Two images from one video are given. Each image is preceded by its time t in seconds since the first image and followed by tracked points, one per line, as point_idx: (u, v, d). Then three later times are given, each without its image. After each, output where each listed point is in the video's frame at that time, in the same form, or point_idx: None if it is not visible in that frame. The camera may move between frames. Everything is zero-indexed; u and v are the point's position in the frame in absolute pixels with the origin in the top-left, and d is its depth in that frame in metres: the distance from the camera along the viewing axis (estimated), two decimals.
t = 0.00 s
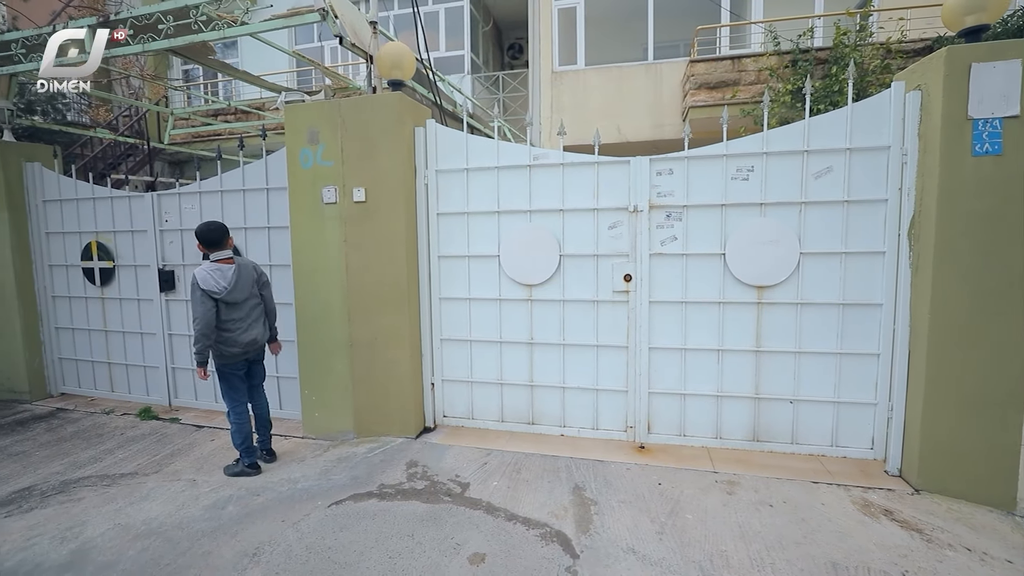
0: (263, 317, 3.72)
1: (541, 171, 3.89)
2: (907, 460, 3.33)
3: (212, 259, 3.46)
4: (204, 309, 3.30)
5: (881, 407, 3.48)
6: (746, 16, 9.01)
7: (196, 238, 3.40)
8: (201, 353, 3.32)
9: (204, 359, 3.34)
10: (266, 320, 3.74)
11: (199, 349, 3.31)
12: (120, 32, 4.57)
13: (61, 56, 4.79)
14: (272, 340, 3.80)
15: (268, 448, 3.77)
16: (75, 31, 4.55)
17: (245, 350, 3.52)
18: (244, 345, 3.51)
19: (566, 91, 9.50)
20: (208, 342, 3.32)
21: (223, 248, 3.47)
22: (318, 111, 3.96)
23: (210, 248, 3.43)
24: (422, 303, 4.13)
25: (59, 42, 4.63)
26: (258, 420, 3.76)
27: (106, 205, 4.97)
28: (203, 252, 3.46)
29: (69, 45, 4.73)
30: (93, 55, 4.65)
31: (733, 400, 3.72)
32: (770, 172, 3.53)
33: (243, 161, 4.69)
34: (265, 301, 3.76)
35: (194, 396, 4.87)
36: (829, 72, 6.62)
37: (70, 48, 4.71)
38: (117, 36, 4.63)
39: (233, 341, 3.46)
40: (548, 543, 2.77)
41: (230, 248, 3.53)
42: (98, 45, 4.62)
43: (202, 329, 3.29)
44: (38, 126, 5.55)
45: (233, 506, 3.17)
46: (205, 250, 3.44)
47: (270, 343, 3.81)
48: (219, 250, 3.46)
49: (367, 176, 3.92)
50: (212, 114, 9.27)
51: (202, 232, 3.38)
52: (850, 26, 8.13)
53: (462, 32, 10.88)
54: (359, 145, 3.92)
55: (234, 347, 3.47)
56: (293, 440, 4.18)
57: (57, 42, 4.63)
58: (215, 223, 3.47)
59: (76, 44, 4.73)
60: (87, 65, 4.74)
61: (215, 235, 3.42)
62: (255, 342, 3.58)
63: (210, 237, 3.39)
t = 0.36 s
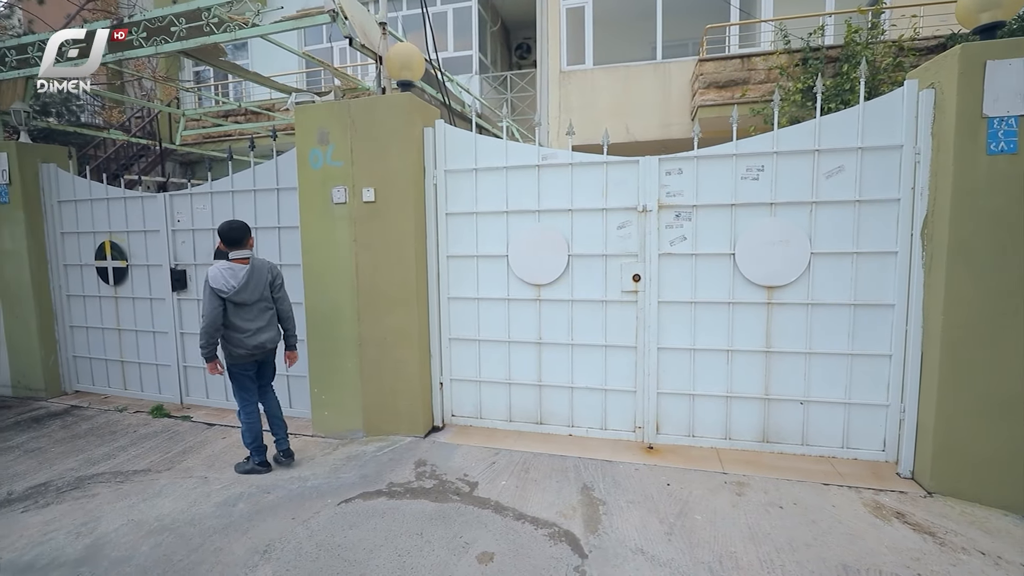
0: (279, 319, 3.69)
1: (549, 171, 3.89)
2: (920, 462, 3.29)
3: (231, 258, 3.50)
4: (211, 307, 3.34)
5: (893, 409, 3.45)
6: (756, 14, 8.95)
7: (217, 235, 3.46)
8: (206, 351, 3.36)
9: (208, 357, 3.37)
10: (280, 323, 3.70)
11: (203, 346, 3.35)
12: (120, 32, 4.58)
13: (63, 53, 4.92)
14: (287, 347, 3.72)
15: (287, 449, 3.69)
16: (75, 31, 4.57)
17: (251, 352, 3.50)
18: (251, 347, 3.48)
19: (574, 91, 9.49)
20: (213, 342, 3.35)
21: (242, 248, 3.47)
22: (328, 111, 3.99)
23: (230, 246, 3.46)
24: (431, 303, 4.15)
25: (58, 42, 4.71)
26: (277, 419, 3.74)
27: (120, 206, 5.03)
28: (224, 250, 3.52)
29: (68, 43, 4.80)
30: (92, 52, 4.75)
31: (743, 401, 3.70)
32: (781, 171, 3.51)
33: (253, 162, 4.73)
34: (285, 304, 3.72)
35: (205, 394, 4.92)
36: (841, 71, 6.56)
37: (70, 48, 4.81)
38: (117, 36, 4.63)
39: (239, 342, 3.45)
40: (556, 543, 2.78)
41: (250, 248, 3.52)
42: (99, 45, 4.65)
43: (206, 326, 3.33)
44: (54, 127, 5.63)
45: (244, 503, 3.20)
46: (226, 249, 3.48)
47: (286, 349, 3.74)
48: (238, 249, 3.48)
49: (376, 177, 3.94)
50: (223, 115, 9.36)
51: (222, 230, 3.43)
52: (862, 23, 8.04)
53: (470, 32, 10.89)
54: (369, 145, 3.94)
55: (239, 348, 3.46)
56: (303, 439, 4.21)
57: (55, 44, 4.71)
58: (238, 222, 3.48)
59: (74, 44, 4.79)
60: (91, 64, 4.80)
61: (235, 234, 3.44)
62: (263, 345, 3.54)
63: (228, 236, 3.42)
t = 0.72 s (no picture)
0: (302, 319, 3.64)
1: (558, 171, 3.89)
2: (932, 464, 3.26)
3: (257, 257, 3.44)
4: (241, 307, 3.27)
5: (905, 411, 3.41)
6: (765, 12, 8.89)
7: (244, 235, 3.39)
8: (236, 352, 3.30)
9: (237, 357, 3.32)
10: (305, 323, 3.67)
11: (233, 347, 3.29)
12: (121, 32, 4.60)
13: (65, 55, 4.99)
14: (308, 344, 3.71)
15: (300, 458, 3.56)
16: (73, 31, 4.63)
17: (278, 353, 3.46)
18: (278, 347, 3.44)
19: (582, 91, 9.48)
20: (242, 343, 3.29)
21: (269, 248, 3.43)
22: (338, 112, 4.01)
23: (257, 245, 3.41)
24: (440, 303, 4.16)
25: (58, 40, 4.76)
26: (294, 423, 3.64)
27: (132, 206, 5.09)
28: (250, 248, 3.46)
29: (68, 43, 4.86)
30: (91, 52, 4.85)
31: (752, 401, 3.68)
32: (792, 171, 3.48)
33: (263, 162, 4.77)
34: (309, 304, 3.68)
35: (216, 392, 4.96)
36: (852, 69, 6.50)
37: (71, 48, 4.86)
38: (117, 36, 4.64)
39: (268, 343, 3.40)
40: (565, 542, 2.77)
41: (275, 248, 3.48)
42: (98, 45, 4.68)
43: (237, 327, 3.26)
44: (68, 128, 5.70)
45: (254, 501, 3.23)
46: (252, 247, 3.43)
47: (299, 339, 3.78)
48: (264, 248, 3.43)
49: (385, 177, 3.96)
50: (234, 116, 9.44)
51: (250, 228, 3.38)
52: (874, 20, 7.96)
53: (478, 33, 10.91)
54: (378, 145, 3.95)
55: (267, 349, 3.42)
56: (312, 437, 4.24)
57: (55, 44, 4.77)
58: (266, 221, 3.42)
59: (73, 44, 4.84)
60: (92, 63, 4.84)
61: (263, 234, 3.39)
62: (290, 346, 3.50)
63: (254, 235, 3.37)
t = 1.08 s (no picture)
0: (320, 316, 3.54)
1: (565, 170, 3.88)
2: (943, 466, 3.22)
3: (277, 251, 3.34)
4: (260, 301, 3.19)
5: (915, 411, 3.38)
6: (773, 10, 8.83)
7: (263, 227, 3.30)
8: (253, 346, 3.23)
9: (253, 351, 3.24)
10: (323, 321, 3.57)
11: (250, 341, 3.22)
12: (121, 31, 4.64)
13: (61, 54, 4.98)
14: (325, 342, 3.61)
15: (310, 458, 3.54)
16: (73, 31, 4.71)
17: (294, 350, 3.36)
18: (295, 344, 3.35)
19: (588, 90, 9.47)
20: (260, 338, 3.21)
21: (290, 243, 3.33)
22: (345, 112, 4.02)
23: (278, 239, 3.30)
24: (447, 302, 4.16)
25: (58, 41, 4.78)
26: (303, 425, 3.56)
27: (142, 205, 5.12)
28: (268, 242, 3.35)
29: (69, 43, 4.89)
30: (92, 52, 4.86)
31: (761, 401, 3.66)
32: (801, 169, 3.46)
33: (271, 162, 4.79)
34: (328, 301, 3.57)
35: (224, 391, 4.99)
36: (861, 67, 6.45)
37: (71, 48, 4.89)
38: (117, 36, 4.69)
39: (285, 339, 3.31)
40: (572, 542, 2.77)
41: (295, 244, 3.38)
42: (98, 45, 4.72)
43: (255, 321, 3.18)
44: (78, 129, 5.75)
45: (262, 499, 3.25)
46: (273, 241, 3.33)
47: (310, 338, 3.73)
48: (284, 243, 3.33)
49: (393, 176, 3.96)
50: (241, 116, 9.49)
51: (272, 221, 3.30)
52: (883, 18, 7.89)
53: (484, 32, 10.91)
54: (386, 144, 3.96)
55: (284, 345, 3.32)
56: (320, 436, 4.25)
57: (54, 44, 4.79)
58: (288, 217, 3.35)
59: (73, 44, 4.87)
60: (93, 63, 4.86)
61: (282, 228, 3.31)
62: (307, 343, 3.40)
63: (277, 228, 3.28)
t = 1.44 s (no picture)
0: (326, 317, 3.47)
1: (570, 168, 3.87)
2: (952, 466, 3.19)
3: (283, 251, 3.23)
4: (274, 303, 3.06)
5: (924, 411, 3.35)
6: (779, 8, 8.78)
7: (267, 225, 3.19)
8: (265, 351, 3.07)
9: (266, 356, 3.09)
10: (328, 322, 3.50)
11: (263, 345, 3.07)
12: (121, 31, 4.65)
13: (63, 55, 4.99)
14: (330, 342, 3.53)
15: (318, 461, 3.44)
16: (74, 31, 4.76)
17: (305, 352, 3.27)
18: (307, 345, 3.25)
19: (592, 90, 9.44)
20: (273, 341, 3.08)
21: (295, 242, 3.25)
22: (351, 111, 4.02)
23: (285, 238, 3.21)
24: (452, 300, 4.16)
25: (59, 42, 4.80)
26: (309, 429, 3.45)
27: (148, 204, 5.14)
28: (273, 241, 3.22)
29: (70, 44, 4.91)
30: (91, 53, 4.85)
31: (767, 401, 3.64)
32: (808, 167, 3.44)
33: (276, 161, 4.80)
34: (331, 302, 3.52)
35: (229, 389, 5.00)
36: (867, 65, 6.41)
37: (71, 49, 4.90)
38: (116, 36, 4.71)
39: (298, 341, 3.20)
40: (577, 541, 2.76)
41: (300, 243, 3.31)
42: (98, 45, 4.73)
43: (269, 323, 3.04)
44: (85, 129, 5.78)
45: (268, 496, 3.25)
46: (278, 241, 3.22)
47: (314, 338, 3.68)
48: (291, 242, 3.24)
49: (398, 174, 3.96)
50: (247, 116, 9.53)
51: (279, 219, 3.20)
52: (890, 16, 7.84)
53: (488, 31, 10.91)
54: (392, 143, 3.96)
55: (296, 347, 3.21)
56: (324, 434, 4.26)
57: (54, 45, 4.81)
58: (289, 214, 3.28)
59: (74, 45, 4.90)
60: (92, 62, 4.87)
61: (287, 225, 3.23)
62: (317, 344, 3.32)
63: (286, 226, 3.20)
